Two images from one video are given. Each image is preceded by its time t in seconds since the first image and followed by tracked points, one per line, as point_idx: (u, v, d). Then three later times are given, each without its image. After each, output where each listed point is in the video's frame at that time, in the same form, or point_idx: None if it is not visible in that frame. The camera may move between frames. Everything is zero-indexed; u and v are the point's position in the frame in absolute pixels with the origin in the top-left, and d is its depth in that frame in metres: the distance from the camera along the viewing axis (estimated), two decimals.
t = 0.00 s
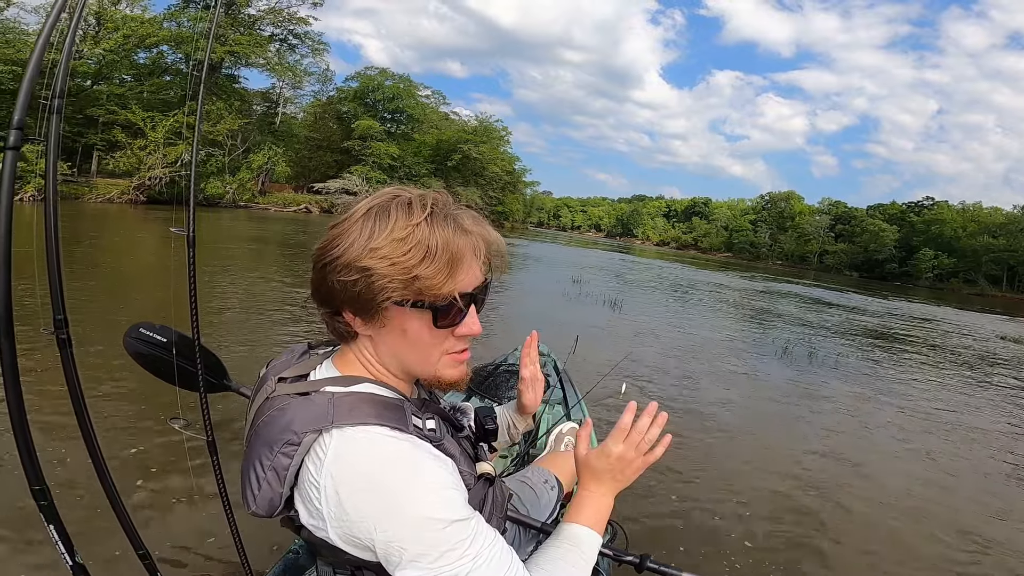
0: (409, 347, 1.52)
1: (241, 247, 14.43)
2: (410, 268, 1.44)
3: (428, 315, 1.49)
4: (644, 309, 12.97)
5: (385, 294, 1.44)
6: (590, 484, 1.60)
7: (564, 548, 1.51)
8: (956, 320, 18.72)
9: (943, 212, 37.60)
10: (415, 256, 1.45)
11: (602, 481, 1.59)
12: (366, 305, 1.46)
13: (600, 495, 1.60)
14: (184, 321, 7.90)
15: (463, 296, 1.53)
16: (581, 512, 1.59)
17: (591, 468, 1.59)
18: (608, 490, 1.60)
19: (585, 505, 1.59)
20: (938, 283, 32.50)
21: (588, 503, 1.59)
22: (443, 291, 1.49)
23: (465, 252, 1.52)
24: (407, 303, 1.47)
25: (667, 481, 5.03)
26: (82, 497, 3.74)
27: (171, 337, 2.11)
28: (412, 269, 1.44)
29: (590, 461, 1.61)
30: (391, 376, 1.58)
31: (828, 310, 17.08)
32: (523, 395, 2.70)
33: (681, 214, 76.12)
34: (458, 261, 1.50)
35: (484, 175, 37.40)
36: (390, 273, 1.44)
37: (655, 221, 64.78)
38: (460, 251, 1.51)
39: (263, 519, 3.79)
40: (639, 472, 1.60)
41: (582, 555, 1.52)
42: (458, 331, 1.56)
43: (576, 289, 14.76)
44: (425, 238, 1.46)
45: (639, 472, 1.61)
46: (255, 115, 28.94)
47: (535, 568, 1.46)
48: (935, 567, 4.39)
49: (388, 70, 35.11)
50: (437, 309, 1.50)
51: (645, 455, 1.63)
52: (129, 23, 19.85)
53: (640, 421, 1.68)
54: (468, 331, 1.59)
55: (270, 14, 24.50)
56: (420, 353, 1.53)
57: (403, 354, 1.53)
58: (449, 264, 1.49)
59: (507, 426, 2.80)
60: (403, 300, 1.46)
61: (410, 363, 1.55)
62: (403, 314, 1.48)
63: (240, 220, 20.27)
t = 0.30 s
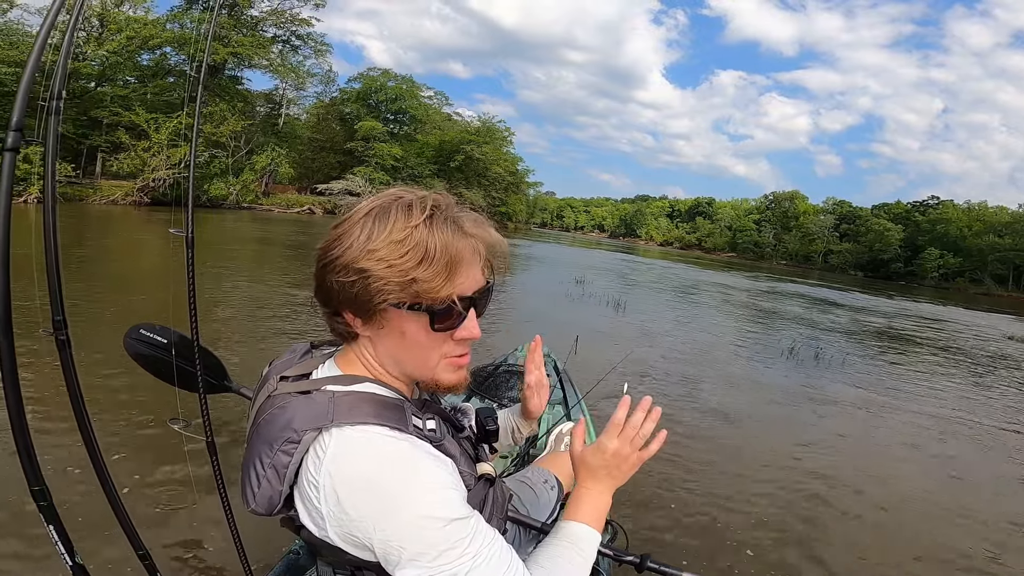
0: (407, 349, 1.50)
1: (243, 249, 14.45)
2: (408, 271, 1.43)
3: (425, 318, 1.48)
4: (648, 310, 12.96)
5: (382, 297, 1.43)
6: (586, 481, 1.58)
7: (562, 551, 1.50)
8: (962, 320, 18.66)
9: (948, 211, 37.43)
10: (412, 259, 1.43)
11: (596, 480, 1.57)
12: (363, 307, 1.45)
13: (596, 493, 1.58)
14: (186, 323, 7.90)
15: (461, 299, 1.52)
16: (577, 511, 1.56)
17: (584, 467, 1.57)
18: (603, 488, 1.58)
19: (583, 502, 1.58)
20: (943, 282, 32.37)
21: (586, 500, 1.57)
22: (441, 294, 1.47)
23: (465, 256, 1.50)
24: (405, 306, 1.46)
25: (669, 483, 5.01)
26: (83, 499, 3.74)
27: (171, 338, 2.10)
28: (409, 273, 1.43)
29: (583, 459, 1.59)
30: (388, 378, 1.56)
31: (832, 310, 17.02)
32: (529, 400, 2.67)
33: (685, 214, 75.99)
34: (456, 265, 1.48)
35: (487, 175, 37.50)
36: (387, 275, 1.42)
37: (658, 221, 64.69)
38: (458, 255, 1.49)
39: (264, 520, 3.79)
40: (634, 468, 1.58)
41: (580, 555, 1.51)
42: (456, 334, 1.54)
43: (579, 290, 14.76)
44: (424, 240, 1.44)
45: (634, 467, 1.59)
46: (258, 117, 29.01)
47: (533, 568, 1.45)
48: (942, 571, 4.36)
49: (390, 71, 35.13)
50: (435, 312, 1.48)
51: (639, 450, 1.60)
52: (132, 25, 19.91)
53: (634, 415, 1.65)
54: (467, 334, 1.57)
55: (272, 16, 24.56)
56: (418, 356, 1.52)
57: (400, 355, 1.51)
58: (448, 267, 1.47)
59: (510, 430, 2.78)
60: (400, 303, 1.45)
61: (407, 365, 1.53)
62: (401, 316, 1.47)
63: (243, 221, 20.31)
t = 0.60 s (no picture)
0: (421, 346, 1.49)
1: (247, 251, 14.48)
2: (425, 266, 1.42)
3: (441, 312, 1.47)
4: (653, 310, 12.92)
5: (399, 293, 1.42)
6: (609, 492, 1.56)
7: (569, 561, 1.46)
8: (969, 319, 18.57)
9: (954, 209, 37.22)
10: (427, 253, 1.42)
11: (621, 495, 1.55)
12: (379, 305, 1.43)
13: (615, 507, 1.56)
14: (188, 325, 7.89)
15: (474, 292, 1.51)
16: (593, 520, 1.53)
17: (613, 480, 1.55)
18: (624, 503, 1.56)
19: (601, 511, 1.55)
20: (950, 281, 32.20)
21: (604, 509, 1.55)
22: (456, 288, 1.47)
23: (476, 248, 1.51)
24: (422, 300, 1.44)
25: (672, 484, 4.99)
26: (85, 500, 3.74)
27: (172, 338, 2.09)
28: (426, 267, 1.42)
29: (613, 472, 1.57)
30: (397, 376, 1.54)
31: (838, 310, 16.93)
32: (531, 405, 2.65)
33: (689, 214, 75.86)
34: (469, 259, 1.48)
35: (490, 176, 37.57)
36: (404, 272, 1.41)
37: (662, 221, 64.63)
38: (470, 247, 1.49)
39: (265, 521, 3.77)
40: (660, 490, 1.56)
41: (587, 566, 1.47)
42: (467, 327, 1.54)
43: (583, 291, 14.73)
44: (437, 237, 1.44)
45: (659, 490, 1.57)
46: (261, 119, 29.08)
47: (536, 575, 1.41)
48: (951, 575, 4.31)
49: (393, 72, 35.13)
50: (451, 305, 1.48)
51: (667, 474, 1.59)
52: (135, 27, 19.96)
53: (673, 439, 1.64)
54: (476, 327, 1.57)
55: (274, 17, 24.61)
56: (432, 352, 1.51)
57: (413, 352, 1.50)
58: (462, 261, 1.47)
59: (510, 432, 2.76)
60: (417, 299, 1.43)
61: (418, 362, 1.51)
62: (416, 313, 1.45)
63: (247, 223, 20.37)
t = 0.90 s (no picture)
0: (431, 342, 1.48)
1: (250, 252, 14.47)
2: (439, 262, 1.41)
3: (452, 308, 1.47)
4: (658, 311, 12.87)
5: (411, 291, 1.40)
6: (604, 492, 1.55)
7: (567, 560, 1.42)
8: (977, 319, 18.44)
9: (961, 208, 37.00)
10: (441, 250, 1.41)
11: (616, 495, 1.54)
12: (391, 302, 1.41)
13: (610, 505, 1.54)
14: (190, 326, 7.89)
15: (482, 288, 1.51)
16: (590, 520, 1.52)
17: (609, 480, 1.54)
18: (619, 502, 1.54)
19: (598, 512, 1.53)
20: (957, 280, 32.02)
21: (601, 509, 1.53)
22: (467, 284, 1.47)
23: (485, 244, 1.51)
24: (433, 298, 1.44)
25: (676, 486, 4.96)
26: (89, 501, 3.74)
27: (173, 338, 2.08)
28: (440, 263, 1.41)
29: (607, 471, 1.56)
30: (403, 373, 1.53)
31: (844, 309, 16.84)
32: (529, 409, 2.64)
33: (693, 214, 75.69)
34: (480, 255, 1.48)
35: (493, 177, 37.72)
36: (418, 269, 1.39)
37: (666, 222, 64.49)
38: (479, 244, 1.49)
39: (268, 521, 3.77)
40: (654, 490, 1.55)
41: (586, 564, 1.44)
42: (474, 323, 1.54)
43: (587, 291, 14.71)
44: (449, 234, 1.43)
45: (653, 490, 1.56)
46: (265, 121, 29.15)
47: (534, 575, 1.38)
48: None
49: (396, 73, 35.15)
50: (460, 303, 1.48)
51: (662, 474, 1.58)
52: (138, 29, 20.04)
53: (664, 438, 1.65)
54: (482, 323, 1.57)
55: (277, 19, 24.66)
56: (441, 348, 1.50)
57: (421, 350, 1.49)
58: (472, 258, 1.46)
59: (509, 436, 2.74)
60: (429, 295, 1.42)
61: (425, 359, 1.51)
62: (428, 309, 1.44)
63: (252, 225, 20.41)
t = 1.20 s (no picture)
0: (429, 341, 1.47)
1: (254, 254, 14.49)
2: (439, 258, 1.40)
3: (451, 305, 1.45)
4: (662, 312, 12.84)
5: (408, 289, 1.39)
6: (574, 482, 1.63)
7: (553, 553, 1.48)
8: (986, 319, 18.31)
9: (967, 207, 36.78)
10: (440, 247, 1.40)
11: (577, 475, 1.64)
12: (388, 301, 1.40)
13: (577, 491, 1.63)
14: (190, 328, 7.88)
15: (479, 286, 1.51)
16: (566, 510, 1.59)
17: (563, 469, 1.65)
18: (583, 485, 1.63)
19: (572, 501, 1.61)
20: (964, 280, 31.82)
21: (574, 498, 1.61)
22: (465, 279, 1.46)
23: (483, 240, 1.50)
24: (431, 295, 1.42)
25: (679, 489, 4.94)
26: (90, 504, 3.74)
27: (172, 339, 2.07)
28: (440, 260, 1.40)
29: (562, 463, 1.67)
30: (403, 373, 1.51)
31: (850, 310, 16.74)
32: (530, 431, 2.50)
33: (698, 214, 75.53)
34: (478, 250, 1.48)
35: (497, 178, 37.74)
36: (415, 267, 1.39)
37: (671, 222, 64.35)
38: (476, 240, 1.47)
39: (269, 523, 3.76)
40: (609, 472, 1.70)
41: (568, 550, 1.51)
42: (471, 321, 1.53)
43: (591, 292, 14.69)
44: (446, 231, 1.41)
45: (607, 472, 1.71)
46: (270, 123, 29.22)
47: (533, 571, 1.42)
48: None
49: (399, 75, 35.18)
50: (459, 299, 1.46)
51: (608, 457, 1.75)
52: (142, 31, 20.14)
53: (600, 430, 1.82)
54: (479, 320, 1.56)
55: (280, 21, 24.71)
56: (440, 347, 1.49)
57: (419, 349, 1.47)
58: (470, 255, 1.45)
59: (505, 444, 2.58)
60: (426, 293, 1.41)
61: (423, 359, 1.49)
62: (425, 308, 1.43)
63: (256, 227, 20.46)
